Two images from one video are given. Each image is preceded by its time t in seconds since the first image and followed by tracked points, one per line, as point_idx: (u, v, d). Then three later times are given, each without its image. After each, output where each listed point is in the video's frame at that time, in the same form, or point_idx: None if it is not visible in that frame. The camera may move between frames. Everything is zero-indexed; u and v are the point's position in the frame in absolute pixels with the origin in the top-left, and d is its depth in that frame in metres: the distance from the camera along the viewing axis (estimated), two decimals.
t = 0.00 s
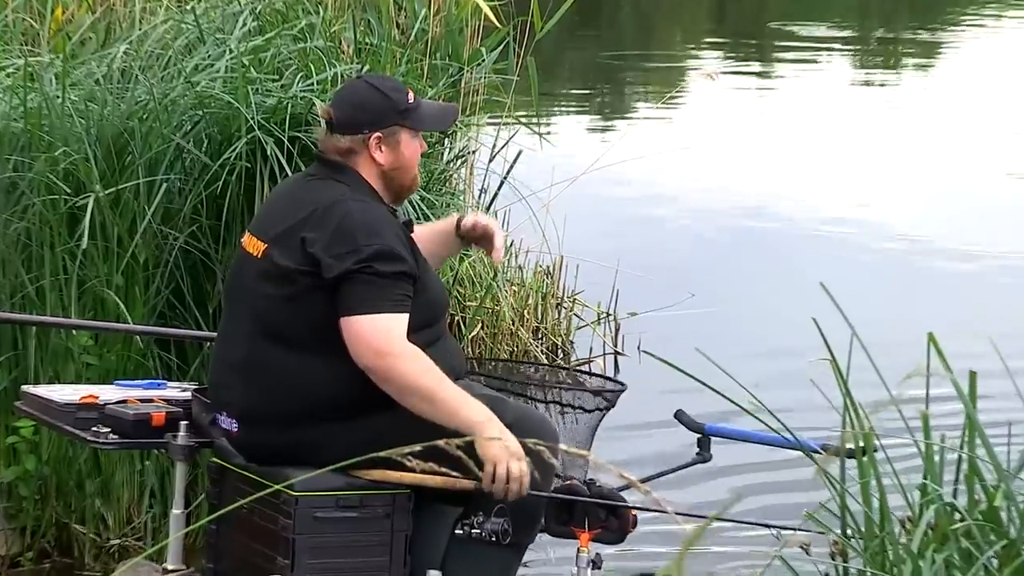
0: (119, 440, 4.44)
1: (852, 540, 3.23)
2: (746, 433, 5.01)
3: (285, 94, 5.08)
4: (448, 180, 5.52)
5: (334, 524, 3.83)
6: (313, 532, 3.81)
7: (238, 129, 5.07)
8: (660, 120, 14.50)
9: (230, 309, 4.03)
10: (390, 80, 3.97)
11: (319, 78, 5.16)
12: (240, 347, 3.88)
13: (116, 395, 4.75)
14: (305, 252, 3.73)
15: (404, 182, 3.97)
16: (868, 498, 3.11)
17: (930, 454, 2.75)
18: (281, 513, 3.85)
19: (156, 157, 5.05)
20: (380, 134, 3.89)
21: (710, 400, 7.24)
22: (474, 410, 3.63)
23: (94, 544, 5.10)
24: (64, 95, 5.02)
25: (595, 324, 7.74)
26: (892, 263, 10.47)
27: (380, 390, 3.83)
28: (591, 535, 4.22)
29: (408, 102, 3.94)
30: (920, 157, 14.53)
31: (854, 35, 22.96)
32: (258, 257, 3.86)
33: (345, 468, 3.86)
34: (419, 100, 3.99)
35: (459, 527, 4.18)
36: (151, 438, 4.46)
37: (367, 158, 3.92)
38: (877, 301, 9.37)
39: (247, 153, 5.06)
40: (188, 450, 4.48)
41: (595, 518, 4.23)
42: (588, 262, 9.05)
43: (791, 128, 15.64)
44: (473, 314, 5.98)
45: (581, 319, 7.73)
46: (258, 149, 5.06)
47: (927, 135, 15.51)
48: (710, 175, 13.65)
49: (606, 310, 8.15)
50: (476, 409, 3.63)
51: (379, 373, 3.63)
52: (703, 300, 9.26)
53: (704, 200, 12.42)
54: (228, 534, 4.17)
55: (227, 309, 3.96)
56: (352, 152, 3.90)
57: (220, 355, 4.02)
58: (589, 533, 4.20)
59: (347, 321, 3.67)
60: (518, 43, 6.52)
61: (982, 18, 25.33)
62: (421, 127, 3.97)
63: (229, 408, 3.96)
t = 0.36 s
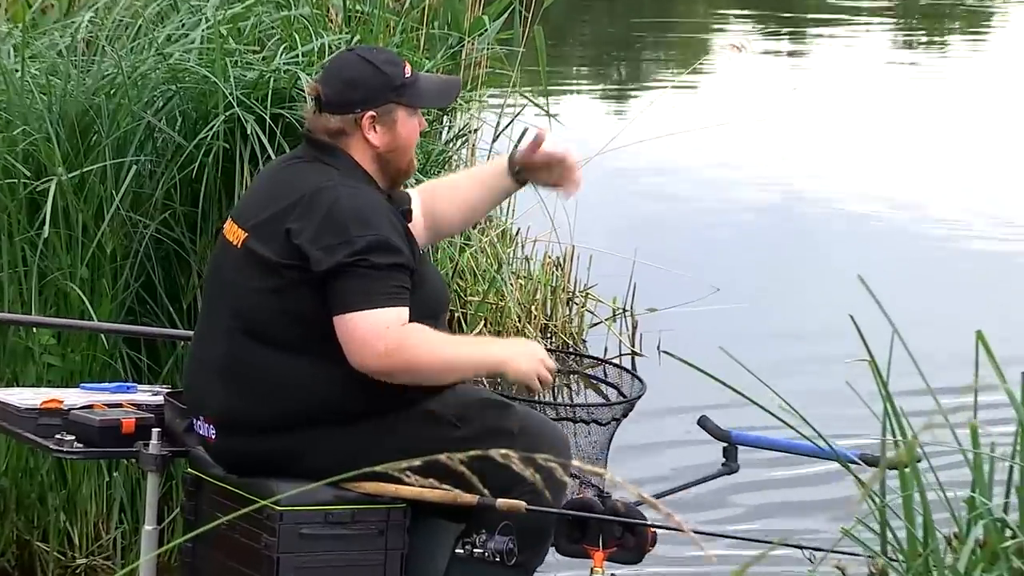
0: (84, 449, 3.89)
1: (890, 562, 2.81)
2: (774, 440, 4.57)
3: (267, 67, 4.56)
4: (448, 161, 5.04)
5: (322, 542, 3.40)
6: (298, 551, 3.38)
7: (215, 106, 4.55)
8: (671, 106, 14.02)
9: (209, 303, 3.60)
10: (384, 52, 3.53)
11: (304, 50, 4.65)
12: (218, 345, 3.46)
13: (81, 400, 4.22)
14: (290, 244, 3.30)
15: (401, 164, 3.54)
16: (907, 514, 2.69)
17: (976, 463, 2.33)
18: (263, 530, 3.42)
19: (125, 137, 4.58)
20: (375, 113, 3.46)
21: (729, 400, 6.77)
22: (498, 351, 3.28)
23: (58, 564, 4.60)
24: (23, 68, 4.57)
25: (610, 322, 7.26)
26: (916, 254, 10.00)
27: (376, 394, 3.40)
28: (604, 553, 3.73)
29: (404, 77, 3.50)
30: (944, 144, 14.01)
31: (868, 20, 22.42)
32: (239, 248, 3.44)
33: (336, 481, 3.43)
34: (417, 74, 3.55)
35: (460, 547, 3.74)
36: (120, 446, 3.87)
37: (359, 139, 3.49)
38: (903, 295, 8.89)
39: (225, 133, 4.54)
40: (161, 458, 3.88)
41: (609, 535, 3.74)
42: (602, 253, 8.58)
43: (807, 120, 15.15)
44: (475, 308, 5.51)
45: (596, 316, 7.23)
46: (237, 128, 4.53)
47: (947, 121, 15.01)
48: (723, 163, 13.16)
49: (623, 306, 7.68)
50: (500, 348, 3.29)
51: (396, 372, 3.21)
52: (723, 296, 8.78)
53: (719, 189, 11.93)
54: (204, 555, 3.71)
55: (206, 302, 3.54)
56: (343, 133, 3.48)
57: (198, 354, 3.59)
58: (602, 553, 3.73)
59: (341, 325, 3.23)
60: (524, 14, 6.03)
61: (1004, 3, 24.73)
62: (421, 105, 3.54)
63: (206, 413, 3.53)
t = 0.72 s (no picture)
0: (84, 457, 3.68)
1: None
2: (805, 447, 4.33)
3: (275, 57, 4.36)
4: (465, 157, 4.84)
5: (331, 553, 3.21)
6: (308, 564, 3.19)
7: (220, 98, 4.35)
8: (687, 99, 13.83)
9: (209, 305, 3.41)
10: (387, 38, 3.37)
11: (313, 39, 4.44)
12: (222, 347, 3.27)
13: (80, 405, 4.02)
14: (305, 241, 3.14)
15: (410, 156, 3.36)
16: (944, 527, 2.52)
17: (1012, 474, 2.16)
18: (271, 541, 3.23)
19: (126, 130, 4.38)
20: (375, 101, 3.29)
21: (751, 402, 6.57)
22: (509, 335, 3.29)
23: None
24: (19, 58, 4.39)
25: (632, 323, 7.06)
26: (938, 252, 9.80)
27: (389, 399, 3.21)
28: (627, 566, 3.56)
29: (408, 64, 3.34)
30: (964, 138, 13.77)
31: (890, 20, 22.18)
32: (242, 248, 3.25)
33: (346, 490, 3.24)
34: (423, 61, 3.39)
35: (476, 558, 3.55)
36: (123, 453, 3.68)
37: (363, 130, 3.33)
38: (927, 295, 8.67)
39: (230, 126, 4.35)
40: (165, 466, 3.67)
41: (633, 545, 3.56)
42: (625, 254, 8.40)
43: (826, 119, 14.93)
44: (492, 311, 5.32)
45: (617, 317, 7.02)
46: (243, 121, 4.34)
47: (966, 117, 14.79)
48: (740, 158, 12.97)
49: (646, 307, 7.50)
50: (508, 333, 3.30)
51: (453, 360, 3.14)
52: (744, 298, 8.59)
53: (737, 187, 11.73)
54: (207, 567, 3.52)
55: (207, 303, 3.34)
56: (344, 124, 3.32)
57: (197, 358, 3.40)
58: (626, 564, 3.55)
59: (385, 321, 3.10)
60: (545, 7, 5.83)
61: None
62: (426, 92, 3.36)
63: (208, 419, 3.34)
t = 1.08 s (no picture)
0: (97, 449, 3.68)
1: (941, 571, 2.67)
2: (821, 443, 4.33)
3: (290, 51, 4.36)
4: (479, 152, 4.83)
5: (345, 546, 3.22)
6: (322, 557, 3.20)
7: (235, 92, 4.34)
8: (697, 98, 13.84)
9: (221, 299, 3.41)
10: (397, 31, 3.36)
11: (328, 34, 4.43)
12: (234, 341, 3.26)
13: (95, 398, 4.02)
14: (313, 235, 3.14)
15: (418, 149, 3.35)
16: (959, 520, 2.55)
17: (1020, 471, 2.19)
18: (284, 534, 3.24)
19: (139, 125, 4.39)
20: (383, 94, 3.29)
21: (762, 399, 6.56)
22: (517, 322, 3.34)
23: (71, 570, 4.41)
24: (34, 52, 4.40)
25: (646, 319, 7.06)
26: (951, 250, 9.78)
27: (400, 393, 3.19)
28: (641, 559, 3.51)
29: (418, 56, 3.32)
30: (974, 137, 13.76)
31: (905, 19, 22.16)
32: (252, 241, 3.25)
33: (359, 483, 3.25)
34: (433, 53, 3.37)
35: (491, 553, 3.50)
36: (137, 447, 3.67)
37: (372, 123, 3.32)
38: (939, 293, 8.66)
39: (245, 120, 4.34)
40: (179, 460, 3.65)
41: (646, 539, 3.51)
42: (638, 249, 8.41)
43: (837, 116, 14.93)
44: (507, 304, 5.32)
45: (632, 312, 7.01)
46: (258, 114, 4.33)
47: (977, 116, 14.76)
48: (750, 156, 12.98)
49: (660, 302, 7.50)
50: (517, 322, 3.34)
51: (470, 357, 3.17)
52: (755, 295, 8.59)
53: (749, 185, 11.73)
54: (221, 561, 3.52)
55: (218, 298, 3.34)
56: (353, 117, 3.32)
57: (210, 353, 3.39)
58: (639, 559, 3.51)
59: (405, 321, 3.11)
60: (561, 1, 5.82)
61: None
62: (437, 85, 3.34)
63: (221, 413, 3.34)
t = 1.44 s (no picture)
0: (101, 441, 3.67)
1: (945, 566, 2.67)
2: (825, 436, 4.31)
3: (294, 43, 4.34)
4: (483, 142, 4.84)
5: (349, 538, 3.21)
6: (325, 549, 3.19)
7: (239, 84, 4.34)
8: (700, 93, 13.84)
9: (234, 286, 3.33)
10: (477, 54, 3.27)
11: (332, 26, 4.43)
12: (244, 329, 3.19)
13: (99, 390, 4.00)
14: (340, 225, 3.06)
15: (448, 169, 3.27)
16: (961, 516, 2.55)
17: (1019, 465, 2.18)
18: (288, 526, 3.23)
19: (144, 116, 4.39)
20: (445, 105, 3.18)
21: (765, 394, 6.56)
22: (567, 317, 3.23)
23: (75, 562, 4.43)
24: (38, 44, 4.40)
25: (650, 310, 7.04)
26: (956, 245, 9.76)
27: (407, 387, 3.14)
28: (645, 552, 3.46)
29: (486, 84, 3.24)
30: (977, 131, 13.76)
31: (908, 11, 22.18)
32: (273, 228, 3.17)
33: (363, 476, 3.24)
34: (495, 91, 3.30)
35: (493, 545, 3.52)
36: (140, 439, 3.63)
37: (421, 124, 3.21)
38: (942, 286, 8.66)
39: (249, 112, 4.33)
40: (183, 452, 3.65)
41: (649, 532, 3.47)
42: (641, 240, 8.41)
43: (839, 111, 14.94)
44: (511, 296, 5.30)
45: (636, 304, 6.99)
46: (262, 106, 4.33)
47: (981, 110, 14.74)
48: (755, 149, 12.98)
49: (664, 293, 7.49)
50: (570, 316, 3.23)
51: (501, 357, 3.08)
52: (757, 287, 8.60)
53: (751, 177, 11.73)
54: (225, 553, 3.52)
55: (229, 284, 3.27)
56: (406, 112, 3.20)
57: (217, 341, 3.32)
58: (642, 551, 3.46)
59: (430, 325, 3.06)
60: None
61: None
62: (489, 118, 3.27)
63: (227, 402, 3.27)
